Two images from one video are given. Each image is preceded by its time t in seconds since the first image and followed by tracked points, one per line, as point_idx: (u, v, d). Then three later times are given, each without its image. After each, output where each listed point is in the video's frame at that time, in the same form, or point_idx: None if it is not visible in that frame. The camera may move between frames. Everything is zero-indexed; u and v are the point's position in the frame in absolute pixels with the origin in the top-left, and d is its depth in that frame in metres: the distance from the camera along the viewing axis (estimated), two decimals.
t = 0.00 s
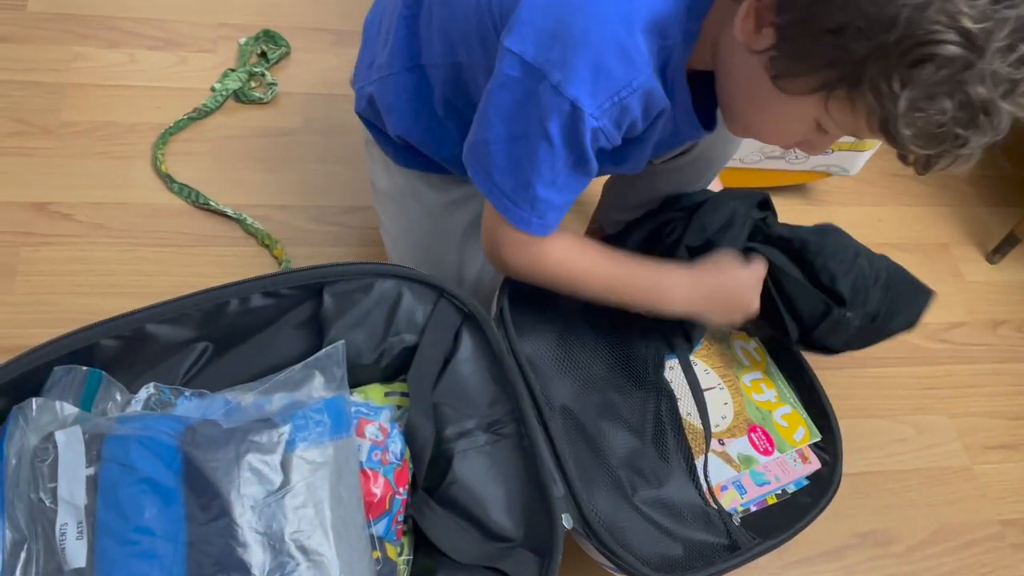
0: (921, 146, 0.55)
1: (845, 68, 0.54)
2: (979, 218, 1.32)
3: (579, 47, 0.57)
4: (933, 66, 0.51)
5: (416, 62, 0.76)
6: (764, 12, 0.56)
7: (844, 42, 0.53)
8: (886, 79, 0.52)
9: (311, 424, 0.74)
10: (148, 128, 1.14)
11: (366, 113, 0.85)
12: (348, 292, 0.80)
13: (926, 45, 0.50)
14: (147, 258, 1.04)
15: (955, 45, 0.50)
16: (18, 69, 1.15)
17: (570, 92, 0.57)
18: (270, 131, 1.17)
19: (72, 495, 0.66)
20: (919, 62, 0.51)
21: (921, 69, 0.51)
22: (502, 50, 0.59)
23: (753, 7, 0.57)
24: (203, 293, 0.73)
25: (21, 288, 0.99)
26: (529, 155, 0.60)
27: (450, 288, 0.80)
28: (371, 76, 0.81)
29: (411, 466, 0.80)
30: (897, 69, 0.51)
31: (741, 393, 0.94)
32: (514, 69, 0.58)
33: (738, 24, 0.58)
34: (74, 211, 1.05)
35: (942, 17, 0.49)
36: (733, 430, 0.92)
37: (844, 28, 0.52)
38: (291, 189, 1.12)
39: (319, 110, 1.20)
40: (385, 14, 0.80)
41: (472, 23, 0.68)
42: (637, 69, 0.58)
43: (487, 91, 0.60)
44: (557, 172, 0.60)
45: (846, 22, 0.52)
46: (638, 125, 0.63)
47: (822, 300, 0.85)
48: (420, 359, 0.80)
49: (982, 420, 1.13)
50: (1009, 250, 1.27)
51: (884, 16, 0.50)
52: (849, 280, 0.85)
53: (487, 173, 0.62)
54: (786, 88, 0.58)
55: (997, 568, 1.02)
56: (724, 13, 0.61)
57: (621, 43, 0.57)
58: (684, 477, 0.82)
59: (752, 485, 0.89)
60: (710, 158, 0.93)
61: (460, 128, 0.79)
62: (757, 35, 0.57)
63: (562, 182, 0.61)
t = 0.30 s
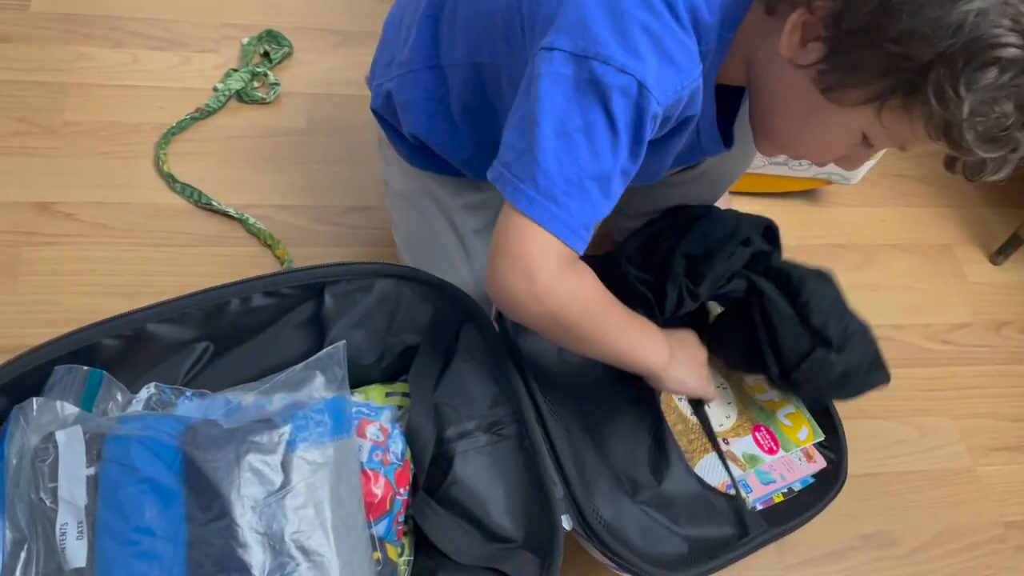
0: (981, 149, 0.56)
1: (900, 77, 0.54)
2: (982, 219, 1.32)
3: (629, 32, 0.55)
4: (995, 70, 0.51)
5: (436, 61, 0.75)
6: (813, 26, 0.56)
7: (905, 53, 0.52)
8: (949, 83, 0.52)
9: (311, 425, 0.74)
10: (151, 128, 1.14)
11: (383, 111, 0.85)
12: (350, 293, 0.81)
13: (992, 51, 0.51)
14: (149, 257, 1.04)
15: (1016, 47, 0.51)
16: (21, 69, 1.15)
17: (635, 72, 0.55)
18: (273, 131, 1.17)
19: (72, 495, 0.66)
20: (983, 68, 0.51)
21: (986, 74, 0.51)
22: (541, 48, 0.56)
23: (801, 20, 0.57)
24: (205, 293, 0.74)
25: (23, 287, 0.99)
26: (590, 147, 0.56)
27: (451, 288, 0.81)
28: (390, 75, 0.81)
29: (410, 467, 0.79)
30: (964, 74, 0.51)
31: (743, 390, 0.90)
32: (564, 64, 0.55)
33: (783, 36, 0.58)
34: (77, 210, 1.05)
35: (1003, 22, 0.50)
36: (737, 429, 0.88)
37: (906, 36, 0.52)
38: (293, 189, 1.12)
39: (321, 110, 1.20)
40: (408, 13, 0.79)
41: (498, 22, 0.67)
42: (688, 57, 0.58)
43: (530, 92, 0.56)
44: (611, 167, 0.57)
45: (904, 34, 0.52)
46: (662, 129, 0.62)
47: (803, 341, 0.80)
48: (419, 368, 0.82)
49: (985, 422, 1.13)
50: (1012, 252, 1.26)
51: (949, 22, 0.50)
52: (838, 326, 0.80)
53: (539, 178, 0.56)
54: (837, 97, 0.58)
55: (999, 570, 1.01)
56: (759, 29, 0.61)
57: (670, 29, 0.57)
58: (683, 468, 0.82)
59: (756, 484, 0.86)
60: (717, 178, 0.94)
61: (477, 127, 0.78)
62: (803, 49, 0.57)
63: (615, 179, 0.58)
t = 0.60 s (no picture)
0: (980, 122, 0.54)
1: (891, 52, 0.53)
2: (981, 218, 1.31)
3: (606, 27, 0.55)
4: (987, 37, 0.51)
5: (434, 44, 0.75)
6: (798, 13, 0.56)
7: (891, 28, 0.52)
8: (942, 52, 0.51)
9: (301, 423, 0.74)
10: (151, 126, 1.14)
11: (383, 96, 0.85)
12: (339, 290, 0.81)
13: (982, 15, 0.50)
14: (149, 255, 1.04)
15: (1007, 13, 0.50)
16: (21, 67, 1.15)
17: (608, 69, 0.55)
18: (272, 129, 1.17)
19: (60, 493, 0.66)
20: (976, 33, 0.50)
21: (977, 41, 0.51)
22: (523, 39, 0.56)
23: (784, 7, 0.57)
24: (191, 291, 0.75)
25: (23, 285, 0.99)
26: (565, 145, 0.56)
27: (440, 283, 0.80)
28: (391, 58, 0.81)
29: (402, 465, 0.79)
30: (954, 41, 0.51)
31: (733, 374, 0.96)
32: (544, 60, 0.55)
33: (767, 24, 0.58)
34: (77, 208, 1.05)
35: None
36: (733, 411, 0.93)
37: (889, 11, 0.51)
38: (293, 187, 1.12)
39: (321, 108, 1.20)
40: None
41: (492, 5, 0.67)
42: (664, 52, 0.57)
43: (511, 85, 0.56)
44: (586, 164, 0.57)
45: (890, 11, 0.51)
46: (643, 122, 0.62)
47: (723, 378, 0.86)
48: (410, 363, 0.79)
49: (985, 420, 1.13)
50: (1013, 250, 1.26)
51: None
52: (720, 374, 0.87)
53: (516, 178, 0.57)
54: (824, 81, 0.57)
55: (1000, 569, 1.01)
56: (743, 20, 0.62)
57: (650, 25, 0.57)
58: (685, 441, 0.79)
59: (756, 463, 0.90)
60: (711, 172, 0.93)
61: (470, 112, 0.78)
62: (789, 36, 0.57)
63: (592, 174, 0.58)
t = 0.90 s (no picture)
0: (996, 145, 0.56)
1: (907, 92, 0.53)
2: (984, 217, 1.31)
3: None
4: (1003, 75, 0.51)
5: (420, 18, 0.75)
6: (802, 47, 0.55)
7: (911, 74, 0.52)
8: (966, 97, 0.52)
9: (263, 431, 0.74)
10: (152, 125, 1.14)
11: (370, 70, 0.84)
12: (306, 295, 0.81)
13: (1000, 57, 0.51)
14: (151, 254, 1.04)
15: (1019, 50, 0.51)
16: (23, 66, 1.15)
17: (575, 40, 0.54)
18: (273, 128, 1.17)
19: (15, 504, 0.64)
20: (993, 74, 0.51)
21: (995, 79, 0.51)
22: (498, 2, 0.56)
23: (789, 45, 0.55)
24: (158, 296, 0.75)
25: (23, 284, 0.99)
26: (527, 119, 0.56)
27: (412, 288, 0.81)
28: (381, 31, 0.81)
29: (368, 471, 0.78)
30: (975, 83, 0.51)
31: (726, 370, 0.95)
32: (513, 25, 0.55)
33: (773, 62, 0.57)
34: (78, 208, 1.05)
35: (1006, 27, 0.50)
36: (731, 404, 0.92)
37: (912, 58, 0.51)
38: (295, 186, 1.12)
39: (322, 107, 1.20)
40: None
41: None
42: (637, 29, 0.58)
43: (480, 50, 0.57)
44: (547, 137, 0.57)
45: (912, 56, 0.51)
46: (610, 104, 0.61)
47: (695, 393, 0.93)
48: (381, 364, 0.80)
49: (987, 420, 1.12)
50: (1015, 250, 1.26)
51: (956, 36, 0.50)
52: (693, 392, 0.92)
53: (478, 143, 0.57)
54: (834, 113, 0.57)
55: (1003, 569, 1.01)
56: (720, 31, 0.60)
57: None
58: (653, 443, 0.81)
59: (757, 453, 0.88)
60: (659, 194, 0.91)
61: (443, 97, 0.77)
62: (795, 71, 0.56)
63: (555, 147, 0.58)
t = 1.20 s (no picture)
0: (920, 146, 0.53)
1: (846, 67, 0.51)
2: (983, 220, 1.31)
3: None
4: (938, 63, 0.49)
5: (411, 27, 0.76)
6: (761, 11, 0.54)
7: (845, 40, 0.50)
8: (890, 73, 0.50)
9: (194, 455, 0.75)
10: (154, 127, 1.14)
11: (364, 83, 0.85)
12: (250, 313, 0.80)
13: (936, 40, 0.48)
14: (152, 257, 1.04)
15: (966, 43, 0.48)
16: (24, 68, 1.15)
17: (555, 35, 0.55)
18: (275, 130, 1.17)
19: None
20: (926, 59, 0.49)
21: (927, 66, 0.49)
22: None
23: (750, 6, 0.55)
24: (95, 316, 0.73)
25: (23, 287, 0.99)
26: (494, 100, 0.56)
27: (361, 307, 0.80)
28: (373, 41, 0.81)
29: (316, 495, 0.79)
30: (904, 64, 0.49)
31: (692, 415, 0.96)
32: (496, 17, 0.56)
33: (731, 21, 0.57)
34: (80, 210, 1.05)
35: (951, 11, 0.48)
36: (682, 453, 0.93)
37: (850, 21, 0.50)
38: (297, 188, 1.12)
39: (324, 109, 1.20)
40: None
41: None
42: (617, 25, 0.58)
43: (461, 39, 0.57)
44: (513, 122, 0.57)
45: (848, 20, 0.50)
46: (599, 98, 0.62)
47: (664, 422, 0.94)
48: (330, 384, 0.81)
49: (987, 422, 1.13)
50: (1015, 252, 1.26)
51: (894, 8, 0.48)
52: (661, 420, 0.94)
53: (441, 124, 0.57)
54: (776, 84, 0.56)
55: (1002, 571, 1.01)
56: (710, 19, 0.61)
57: None
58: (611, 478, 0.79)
59: (696, 511, 0.90)
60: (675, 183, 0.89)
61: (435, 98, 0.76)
62: (752, 35, 0.56)
63: (521, 140, 0.58)
